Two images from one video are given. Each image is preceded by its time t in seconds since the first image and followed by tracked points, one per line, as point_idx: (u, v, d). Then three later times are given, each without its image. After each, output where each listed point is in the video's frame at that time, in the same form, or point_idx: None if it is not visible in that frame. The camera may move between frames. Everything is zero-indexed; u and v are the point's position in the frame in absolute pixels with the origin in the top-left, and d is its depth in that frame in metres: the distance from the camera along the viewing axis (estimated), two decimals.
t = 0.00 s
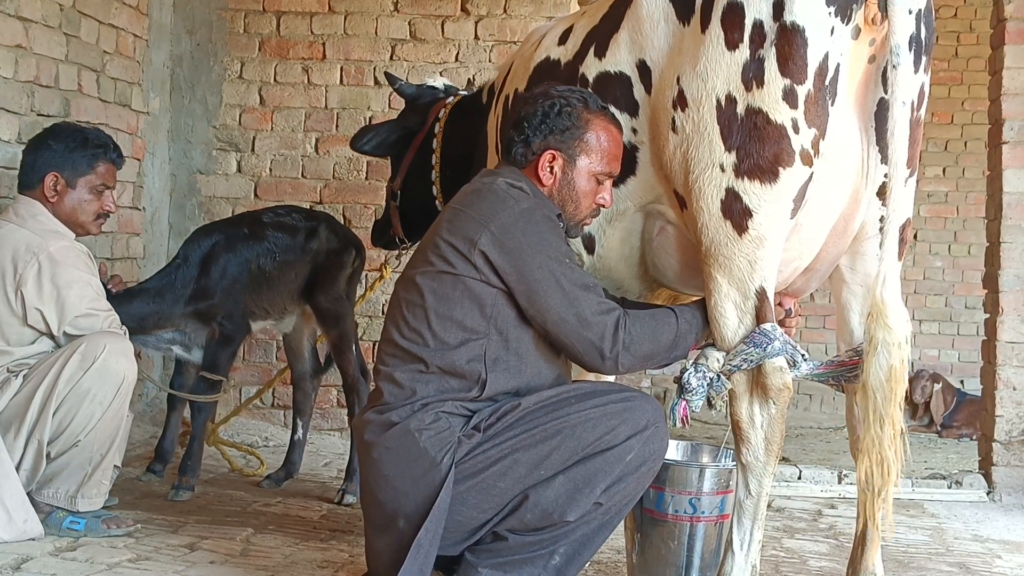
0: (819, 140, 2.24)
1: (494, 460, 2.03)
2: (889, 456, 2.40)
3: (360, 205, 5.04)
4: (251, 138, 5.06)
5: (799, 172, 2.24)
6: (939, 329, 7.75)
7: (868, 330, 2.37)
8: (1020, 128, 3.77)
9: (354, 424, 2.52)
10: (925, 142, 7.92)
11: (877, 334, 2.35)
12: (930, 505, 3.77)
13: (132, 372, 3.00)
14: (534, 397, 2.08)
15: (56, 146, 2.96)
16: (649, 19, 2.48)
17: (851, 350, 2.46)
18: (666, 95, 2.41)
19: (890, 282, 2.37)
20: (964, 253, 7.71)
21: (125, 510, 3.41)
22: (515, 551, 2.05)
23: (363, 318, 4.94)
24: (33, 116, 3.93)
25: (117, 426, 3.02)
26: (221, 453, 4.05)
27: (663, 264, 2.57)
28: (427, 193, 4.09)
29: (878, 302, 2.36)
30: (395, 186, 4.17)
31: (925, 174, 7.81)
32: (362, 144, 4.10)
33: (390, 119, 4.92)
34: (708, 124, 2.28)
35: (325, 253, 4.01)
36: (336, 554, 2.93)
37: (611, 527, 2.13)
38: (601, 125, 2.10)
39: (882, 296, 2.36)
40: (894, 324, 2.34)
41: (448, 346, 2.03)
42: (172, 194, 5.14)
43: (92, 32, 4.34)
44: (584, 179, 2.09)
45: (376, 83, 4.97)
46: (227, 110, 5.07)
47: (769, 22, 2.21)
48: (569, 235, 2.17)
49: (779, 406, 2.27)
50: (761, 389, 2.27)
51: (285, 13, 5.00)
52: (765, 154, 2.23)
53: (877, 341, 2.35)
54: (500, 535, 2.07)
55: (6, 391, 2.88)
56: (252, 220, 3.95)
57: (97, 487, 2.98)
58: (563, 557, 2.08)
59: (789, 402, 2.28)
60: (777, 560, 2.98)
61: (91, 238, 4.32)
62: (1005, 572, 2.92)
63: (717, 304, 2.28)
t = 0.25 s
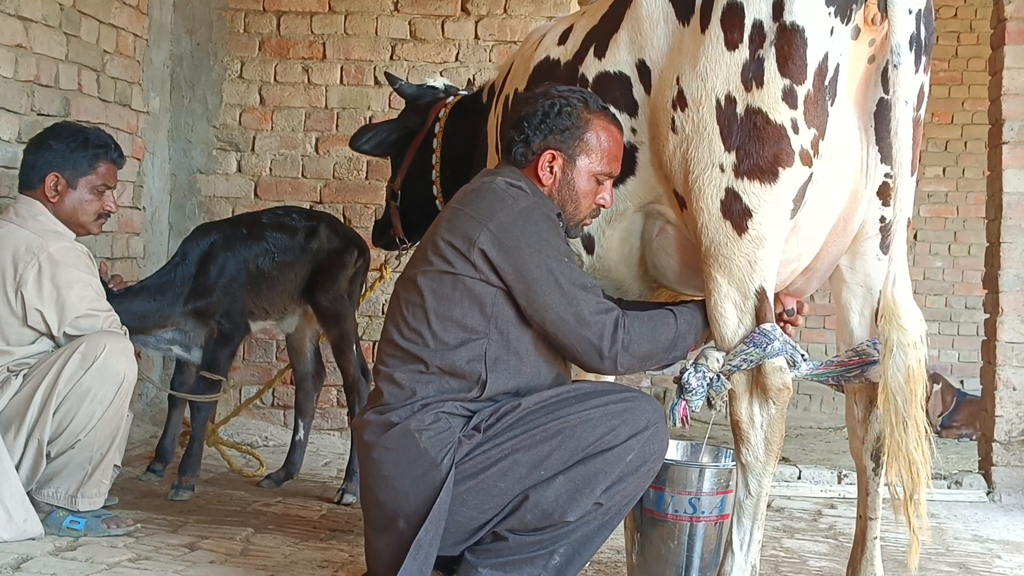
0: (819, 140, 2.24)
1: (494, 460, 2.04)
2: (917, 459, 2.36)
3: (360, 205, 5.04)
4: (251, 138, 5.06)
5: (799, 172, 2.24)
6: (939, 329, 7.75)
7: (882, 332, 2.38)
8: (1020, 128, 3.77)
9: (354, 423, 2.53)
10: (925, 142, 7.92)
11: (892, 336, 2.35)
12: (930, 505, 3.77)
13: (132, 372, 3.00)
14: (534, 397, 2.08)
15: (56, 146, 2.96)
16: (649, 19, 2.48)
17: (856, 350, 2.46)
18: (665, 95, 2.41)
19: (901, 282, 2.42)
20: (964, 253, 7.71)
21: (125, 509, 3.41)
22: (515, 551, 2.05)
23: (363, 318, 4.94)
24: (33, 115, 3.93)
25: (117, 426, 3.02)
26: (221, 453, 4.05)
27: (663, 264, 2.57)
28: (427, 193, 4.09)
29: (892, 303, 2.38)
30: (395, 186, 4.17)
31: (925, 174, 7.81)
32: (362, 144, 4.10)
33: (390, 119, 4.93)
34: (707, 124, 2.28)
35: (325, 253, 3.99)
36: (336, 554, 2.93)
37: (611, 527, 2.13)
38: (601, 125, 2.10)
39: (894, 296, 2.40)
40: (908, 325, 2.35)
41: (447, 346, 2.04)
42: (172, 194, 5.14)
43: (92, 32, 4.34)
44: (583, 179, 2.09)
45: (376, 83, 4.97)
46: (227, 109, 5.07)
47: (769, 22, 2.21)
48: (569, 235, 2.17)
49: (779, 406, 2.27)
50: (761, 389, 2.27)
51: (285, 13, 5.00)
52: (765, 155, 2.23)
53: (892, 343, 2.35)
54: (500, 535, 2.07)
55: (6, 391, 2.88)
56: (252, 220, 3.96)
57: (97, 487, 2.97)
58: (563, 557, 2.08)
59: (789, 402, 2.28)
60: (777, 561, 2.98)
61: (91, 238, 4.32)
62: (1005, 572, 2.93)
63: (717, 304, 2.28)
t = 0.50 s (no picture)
0: (819, 140, 2.25)
1: (494, 460, 2.05)
2: (900, 459, 2.42)
3: (361, 205, 5.05)
4: (252, 138, 5.07)
5: (798, 173, 2.25)
6: (938, 329, 7.76)
7: (872, 330, 2.38)
8: (1019, 129, 3.78)
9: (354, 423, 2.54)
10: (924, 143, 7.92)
11: (881, 335, 2.35)
12: (929, 504, 3.78)
13: (133, 372, 3.01)
14: (534, 397, 2.09)
15: (59, 146, 2.97)
16: (648, 20, 2.49)
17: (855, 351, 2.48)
18: (665, 96, 2.42)
19: (893, 283, 2.38)
20: (963, 253, 7.72)
21: (126, 508, 3.42)
22: (515, 550, 2.06)
23: (363, 318, 4.95)
24: (35, 115, 3.94)
25: (119, 425, 3.03)
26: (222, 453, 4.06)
27: (663, 264, 2.58)
28: (428, 193, 4.10)
29: (882, 302, 2.37)
30: (396, 186, 4.18)
31: (924, 174, 7.82)
32: (363, 144, 4.11)
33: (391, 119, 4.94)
34: (707, 124, 2.29)
35: (326, 253, 4.01)
36: (336, 553, 2.94)
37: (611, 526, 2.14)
38: (601, 126, 2.11)
39: (885, 297, 2.37)
40: (899, 325, 2.36)
41: (448, 346, 2.05)
42: (173, 194, 5.15)
43: (94, 32, 4.35)
44: (583, 179, 2.10)
45: (376, 83, 4.98)
46: (227, 109, 5.09)
47: (769, 23, 2.22)
48: (569, 235, 2.18)
49: (778, 406, 2.28)
50: (760, 389, 2.28)
51: (286, 13, 5.01)
52: (765, 155, 2.24)
53: (881, 342, 2.36)
54: (500, 534, 2.08)
55: (7, 390, 2.89)
56: (253, 220, 3.97)
57: (98, 486, 2.97)
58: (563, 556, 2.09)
59: (788, 403, 2.29)
60: (776, 560, 2.99)
61: (92, 238, 4.33)
62: (1003, 571, 2.94)
63: (717, 304, 2.29)
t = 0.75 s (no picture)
0: (820, 141, 2.24)
1: (494, 460, 2.04)
2: (870, 458, 2.39)
3: (360, 204, 5.04)
4: (251, 137, 5.07)
5: (800, 173, 2.24)
6: (939, 330, 7.75)
7: (858, 329, 2.37)
8: (1020, 129, 3.77)
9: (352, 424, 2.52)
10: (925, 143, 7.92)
11: (866, 334, 2.35)
12: (930, 505, 3.77)
13: (132, 371, 3.00)
14: (534, 397, 2.08)
15: (58, 146, 2.96)
16: (649, 20, 2.48)
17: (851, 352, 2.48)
18: (666, 95, 2.41)
19: (884, 284, 2.36)
20: (964, 254, 7.72)
21: (125, 509, 3.41)
22: (515, 551, 2.05)
23: (363, 318, 4.94)
24: (34, 115, 3.93)
25: (118, 425, 3.02)
26: (221, 453, 4.05)
27: (663, 264, 2.57)
28: (429, 193, 4.09)
29: (870, 302, 2.36)
30: (396, 186, 4.17)
31: (925, 174, 7.81)
32: (363, 144, 4.09)
33: (391, 119, 4.93)
34: (708, 124, 2.28)
35: (325, 253, 4.00)
36: (335, 554, 2.93)
37: (611, 527, 2.13)
38: (602, 126, 2.10)
39: (875, 298, 2.36)
40: (884, 324, 2.34)
41: (448, 346, 2.04)
42: (172, 194, 5.14)
43: (93, 32, 4.34)
44: (584, 179, 2.09)
45: (376, 83, 4.97)
46: (227, 109, 5.08)
47: (770, 23, 2.21)
48: (569, 236, 2.17)
49: (779, 406, 2.27)
50: (761, 389, 2.27)
51: (286, 12, 5.00)
52: (766, 155, 2.23)
53: (865, 341, 2.35)
54: (500, 535, 2.07)
55: (6, 390, 2.88)
56: (252, 220, 3.96)
57: (97, 486, 2.97)
58: (563, 557, 2.08)
59: (789, 403, 2.28)
60: (776, 561, 2.99)
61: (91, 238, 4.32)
62: (1004, 572, 2.93)
63: (717, 304, 2.28)
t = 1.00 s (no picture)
0: (820, 141, 2.24)
1: (494, 460, 2.04)
2: (868, 456, 2.38)
3: (361, 204, 5.04)
4: (252, 137, 5.07)
5: (800, 173, 2.24)
6: (939, 330, 7.75)
7: (857, 330, 2.37)
8: (1020, 130, 3.77)
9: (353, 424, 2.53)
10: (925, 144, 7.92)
11: (864, 335, 2.35)
12: (930, 506, 3.77)
13: (132, 371, 3.00)
14: (534, 397, 2.08)
15: (58, 145, 2.96)
16: (650, 20, 2.48)
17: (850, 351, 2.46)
18: (667, 96, 2.41)
19: (884, 284, 2.37)
20: (964, 254, 7.72)
21: (125, 508, 3.41)
22: (515, 551, 2.05)
23: (363, 318, 4.94)
24: (34, 114, 3.93)
25: (118, 424, 3.02)
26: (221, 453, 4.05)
27: (663, 264, 2.57)
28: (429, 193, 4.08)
29: (869, 303, 2.36)
30: (396, 186, 4.17)
31: (925, 175, 7.81)
32: (364, 144, 4.10)
33: (391, 119, 4.93)
34: (709, 124, 2.28)
35: (325, 253, 4.00)
36: (335, 554, 2.93)
37: (611, 527, 2.13)
38: (602, 126, 2.10)
39: (873, 299, 2.36)
40: (882, 325, 2.34)
41: (448, 345, 2.04)
42: (173, 194, 5.14)
43: (94, 31, 4.34)
44: (584, 179, 2.09)
45: (376, 82, 4.97)
46: (227, 109, 5.08)
47: (771, 23, 2.21)
48: (569, 236, 2.17)
49: (779, 407, 2.27)
50: (761, 389, 2.27)
51: (286, 12, 5.00)
52: (767, 155, 2.23)
53: (863, 341, 2.35)
54: (500, 535, 2.07)
55: (6, 389, 2.88)
56: (252, 220, 3.96)
57: (97, 486, 2.97)
58: (563, 557, 2.08)
59: (789, 403, 2.28)
60: (776, 561, 2.99)
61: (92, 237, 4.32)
62: (1004, 573, 2.93)
63: (717, 305, 2.28)
